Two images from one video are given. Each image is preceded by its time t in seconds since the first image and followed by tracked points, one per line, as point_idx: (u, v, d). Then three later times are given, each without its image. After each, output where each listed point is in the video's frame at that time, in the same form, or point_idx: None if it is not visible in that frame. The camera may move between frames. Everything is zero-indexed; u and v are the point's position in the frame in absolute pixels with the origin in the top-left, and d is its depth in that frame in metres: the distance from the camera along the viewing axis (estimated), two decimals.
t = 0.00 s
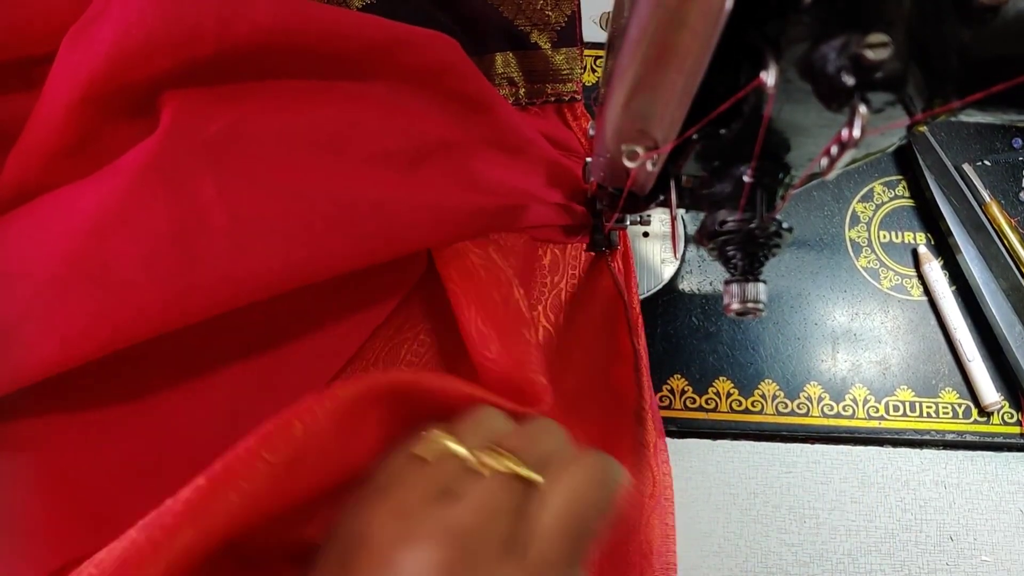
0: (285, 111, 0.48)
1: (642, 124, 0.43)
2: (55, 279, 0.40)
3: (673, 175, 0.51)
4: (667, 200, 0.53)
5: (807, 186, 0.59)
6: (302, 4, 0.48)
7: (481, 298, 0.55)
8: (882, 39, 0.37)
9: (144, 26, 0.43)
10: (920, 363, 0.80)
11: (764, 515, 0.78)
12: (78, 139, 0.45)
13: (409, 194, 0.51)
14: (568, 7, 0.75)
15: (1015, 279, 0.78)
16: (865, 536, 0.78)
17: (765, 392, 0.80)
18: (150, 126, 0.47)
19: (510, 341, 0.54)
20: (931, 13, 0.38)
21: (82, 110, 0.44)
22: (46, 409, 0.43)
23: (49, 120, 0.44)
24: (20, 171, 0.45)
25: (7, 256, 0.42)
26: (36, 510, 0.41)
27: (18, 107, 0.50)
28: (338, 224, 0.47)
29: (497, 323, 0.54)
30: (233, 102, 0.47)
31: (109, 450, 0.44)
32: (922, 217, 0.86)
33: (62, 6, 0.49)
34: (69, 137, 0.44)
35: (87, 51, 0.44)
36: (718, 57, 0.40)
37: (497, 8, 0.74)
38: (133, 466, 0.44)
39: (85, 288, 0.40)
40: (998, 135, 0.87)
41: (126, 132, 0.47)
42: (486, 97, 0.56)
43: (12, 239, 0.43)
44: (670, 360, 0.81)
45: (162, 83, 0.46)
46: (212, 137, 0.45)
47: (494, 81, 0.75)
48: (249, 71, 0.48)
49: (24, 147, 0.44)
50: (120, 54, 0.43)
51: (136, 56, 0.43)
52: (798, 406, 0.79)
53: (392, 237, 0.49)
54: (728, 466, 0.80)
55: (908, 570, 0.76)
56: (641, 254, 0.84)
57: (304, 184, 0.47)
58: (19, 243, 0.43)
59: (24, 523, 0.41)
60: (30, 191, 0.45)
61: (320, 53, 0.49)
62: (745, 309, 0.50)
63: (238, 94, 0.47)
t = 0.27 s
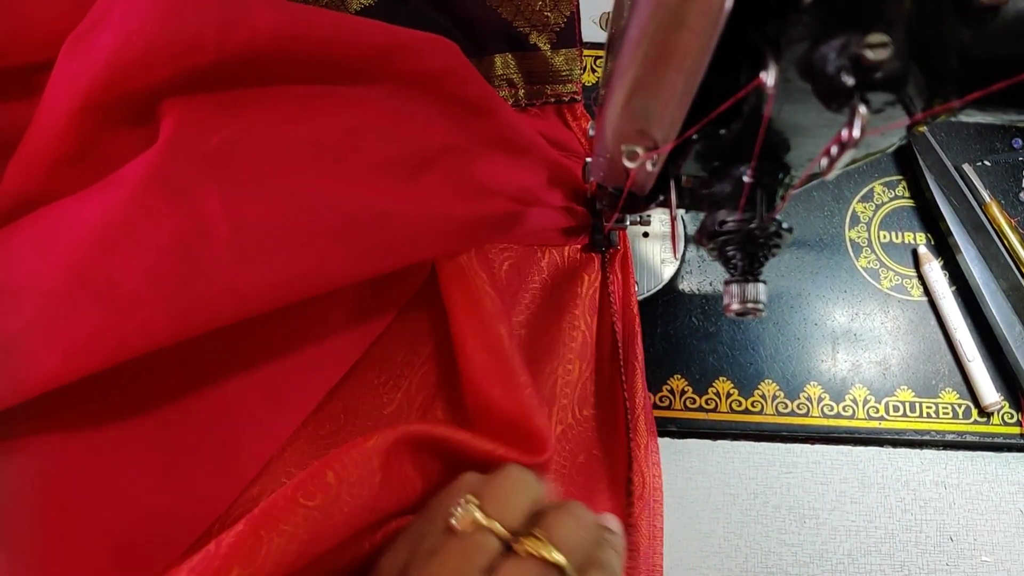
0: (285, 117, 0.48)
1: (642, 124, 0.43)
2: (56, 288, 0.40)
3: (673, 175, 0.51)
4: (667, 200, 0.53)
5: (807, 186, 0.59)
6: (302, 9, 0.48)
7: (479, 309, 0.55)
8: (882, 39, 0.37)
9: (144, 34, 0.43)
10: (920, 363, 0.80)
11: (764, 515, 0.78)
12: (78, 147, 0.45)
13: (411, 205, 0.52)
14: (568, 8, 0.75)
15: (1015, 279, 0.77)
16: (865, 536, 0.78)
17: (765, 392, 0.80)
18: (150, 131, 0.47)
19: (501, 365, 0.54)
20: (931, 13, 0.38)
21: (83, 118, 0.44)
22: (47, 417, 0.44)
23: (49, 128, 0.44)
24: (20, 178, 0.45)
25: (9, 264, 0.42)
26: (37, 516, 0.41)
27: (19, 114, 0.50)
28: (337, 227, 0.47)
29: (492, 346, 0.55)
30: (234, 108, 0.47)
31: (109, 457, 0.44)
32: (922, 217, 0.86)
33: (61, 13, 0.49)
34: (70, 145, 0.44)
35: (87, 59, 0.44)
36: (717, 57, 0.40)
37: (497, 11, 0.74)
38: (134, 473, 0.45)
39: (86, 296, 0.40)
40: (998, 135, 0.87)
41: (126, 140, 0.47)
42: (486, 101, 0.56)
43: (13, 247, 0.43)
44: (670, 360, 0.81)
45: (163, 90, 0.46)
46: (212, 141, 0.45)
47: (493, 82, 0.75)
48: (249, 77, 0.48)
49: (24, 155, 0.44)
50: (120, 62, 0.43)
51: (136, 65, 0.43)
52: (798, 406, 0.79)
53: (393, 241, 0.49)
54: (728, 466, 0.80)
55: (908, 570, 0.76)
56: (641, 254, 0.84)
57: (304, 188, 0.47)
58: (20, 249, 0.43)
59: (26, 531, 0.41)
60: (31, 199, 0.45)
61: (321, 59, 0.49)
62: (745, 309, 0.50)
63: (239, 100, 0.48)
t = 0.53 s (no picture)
0: (286, 117, 0.48)
1: (642, 124, 0.43)
2: (57, 288, 0.40)
3: (673, 175, 0.51)
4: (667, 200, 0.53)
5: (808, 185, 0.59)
6: (302, 10, 0.48)
7: (485, 310, 0.56)
8: (882, 39, 0.37)
9: (143, 33, 0.43)
10: (920, 363, 0.80)
11: (764, 515, 0.78)
12: (77, 148, 0.45)
13: (411, 205, 0.51)
14: (568, 8, 0.75)
15: (1015, 278, 0.78)
16: (865, 536, 0.78)
17: (765, 392, 0.80)
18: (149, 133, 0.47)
19: (502, 372, 0.54)
20: (930, 13, 0.38)
21: (82, 119, 0.44)
22: (46, 417, 0.44)
23: (49, 129, 0.44)
24: (20, 179, 0.45)
25: (10, 266, 0.42)
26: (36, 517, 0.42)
27: (18, 114, 0.50)
28: (337, 227, 0.47)
29: (498, 344, 0.55)
30: (233, 109, 0.47)
31: (109, 458, 0.44)
32: (922, 217, 0.86)
33: (61, 15, 0.49)
34: (69, 145, 0.44)
35: (86, 59, 0.44)
36: (717, 57, 0.40)
37: (497, 12, 0.74)
38: (133, 473, 0.45)
39: (86, 297, 0.40)
40: (998, 135, 0.87)
41: (125, 140, 0.47)
42: (486, 101, 0.56)
43: (14, 249, 0.43)
44: (670, 360, 0.81)
45: (163, 90, 0.46)
46: (212, 141, 0.45)
47: (493, 82, 0.75)
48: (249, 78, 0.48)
49: (23, 155, 0.44)
50: (121, 62, 0.42)
51: (136, 65, 0.43)
52: (798, 406, 0.79)
53: (393, 242, 0.49)
54: (728, 466, 0.80)
55: (908, 570, 0.76)
56: (641, 254, 0.84)
57: (304, 188, 0.47)
58: (20, 250, 0.43)
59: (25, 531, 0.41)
60: (30, 199, 0.45)
61: (321, 59, 0.49)
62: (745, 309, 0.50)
63: (239, 101, 0.48)
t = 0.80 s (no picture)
0: (285, 117, 0.48)
1: (642, 124, 0.43)
2: (57, 288, 0.40)
3: (673, 175, 0.51)
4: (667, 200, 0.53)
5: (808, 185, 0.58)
6: (302, 10, 0.48)
7: (486, 309, 0.56)
8: (882, 39, 0.37)
9: (142, 34, 0.42)
10: (920, 363, 0.80)
11: (764, 515, 0.78)
12: (77, 148, 0.45)
13: (410, 205, 0.51)
14: (568, 8, 0.75)
15: (1015, 278, 0.78)
16: (865, 536, 0.78)
17: (765, 392, 0.80)
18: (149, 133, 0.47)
19: (503, 371, 0.54)
20: (930, 13, 0.38)
21: (82, 119, 0.44)
22: (46, 417, 0.44)
23: (48, 129, 0.44)
24: (20, 179, 0.45)
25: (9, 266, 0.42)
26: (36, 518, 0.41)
27: (18, 115, 0.50)
28: (336, 227, 0.47)
29: (498, 343, 0.55)
30: (233, 109, 0.47)
31: (109, 458, 0.44)
32: (922, 217, 0.86)
33: (61, 15, 0.49)
34: (69, 146, 0.44)
35: (85, 60, 0.44)
36: (717, 57, 0.40)
37: (497, 12, 0.74)
38: (132, 474, 0.44)
39: (85, 297, 0.40)
40: (998, 135, 0.87)
41: (125, 141, 0.47)
42: (486, 101, 0.56)
43: (14, 250, 0.43)
44: (669, 360, 0.81)
45: (162, 91, 0.46)
46: (211, 141, 0.45)
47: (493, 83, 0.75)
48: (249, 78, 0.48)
49: (23, 155, 0.44)
50: (120, 63, 0.42)
51: (135, 65, 0.43)
52: (798, 406, 0.79)
53: (393, 242, 0.49)
54: (727, 466, 0.80)
55: (908, 570, 0.76)
56: (641, 254, 0.84)
57: (303, 188, 0.47)
58: (19, 251, 0.43)
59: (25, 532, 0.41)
60: (30, 200, 0.45)
61: (320, 59, 0.49)
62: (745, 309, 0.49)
63: (238, 101, 0.48)
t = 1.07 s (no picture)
0: (286, 118, 0.48)
1: (642, 124, 0.43)
2: (56, 290, 0.40)
3: (673, 175, 0.50)
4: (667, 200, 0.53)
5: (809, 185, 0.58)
6: (302, 11, 0.48)
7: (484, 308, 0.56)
8: (882, 39, 0.37)
9: (142, 35, 0.43)
10: (920, 363, 0.80)
11: (764, 515, 0.78)
12: (77, 149, 0.45)
13: (411, 206, 0.51)
14: (568, 8, 0.75)
15: (1015, 278, 0.78)
16: (865, 536, 0.78)
17: (765, 392, 0.80)
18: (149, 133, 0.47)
19: (486, 376, 0.54)
20: (931, 13, 0.38)
21: (82, 121, 0.44)
22: (46, 419, 0.44)
23: (48, 129, 0.44)
24: (19, 179, 0.45)
25: (10, 266, 0.42)
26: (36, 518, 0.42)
27: (18, 116, 0.50)
28: (337, 228, 0.47)
29: (483, 349, 0.55)
30: (233, 110, 0.47)
31: (110, 459, 0.44)
32: (922, 217, 0.86)
33: (61, 16, 0.49)
34: (69, 147, 0.44)
35: (85, 61, 0.44)
36: (718, 57, 0.40)
37: (497, 12, 0.74)
38: (132, 475, 0.44)
39: (85, 298, 0.40)
40: (998, 135, 0.87)
41: (124, 142, 0.47)
42: (486, 101, 0.57)
43: (14, 251, 0.43)
44: (669, 360, 0.81)
45: (162, 92, 0.46)
46: (213, 142, 0.45)
47: (493, 83, 0.75)
48: (249, 79, 0.48)
49: (23, 156, 0.44)
50: (120, 64, 0.42)
51: (135, 66, 0.43)
52: (798, 406, 0.79)
53: (394, 243, 0.49)
54: (727, 466, 0.80)
55: (908, 570, 0.76)
56: (641, 254, 0.84)
57: (304, 189, 0.47)
58: (19, 251, 0.43)
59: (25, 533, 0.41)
60: (30, 201, 0.45)
61: (321, 60, 0.49)
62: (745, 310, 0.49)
63: (239, 102, 0.48)
